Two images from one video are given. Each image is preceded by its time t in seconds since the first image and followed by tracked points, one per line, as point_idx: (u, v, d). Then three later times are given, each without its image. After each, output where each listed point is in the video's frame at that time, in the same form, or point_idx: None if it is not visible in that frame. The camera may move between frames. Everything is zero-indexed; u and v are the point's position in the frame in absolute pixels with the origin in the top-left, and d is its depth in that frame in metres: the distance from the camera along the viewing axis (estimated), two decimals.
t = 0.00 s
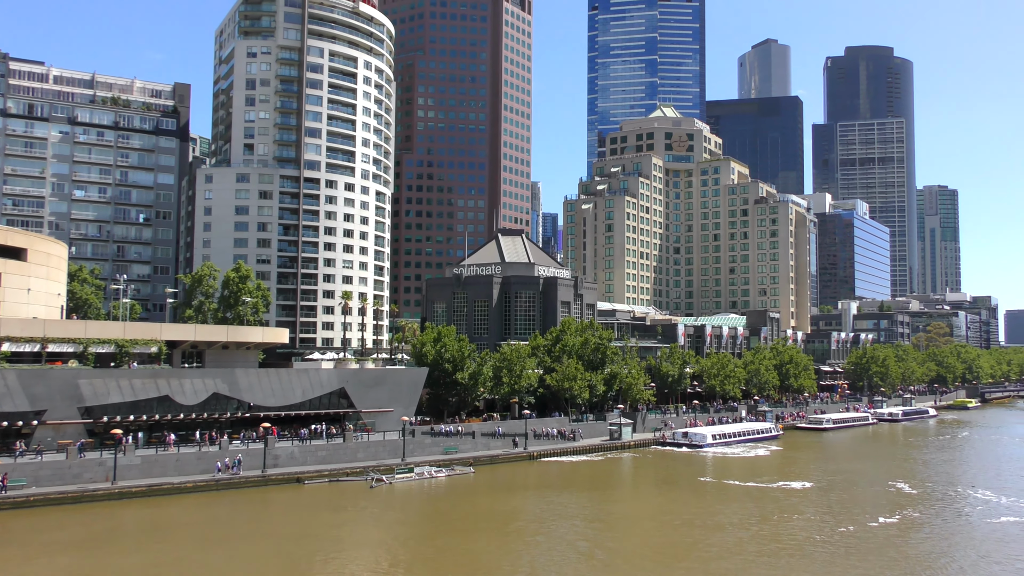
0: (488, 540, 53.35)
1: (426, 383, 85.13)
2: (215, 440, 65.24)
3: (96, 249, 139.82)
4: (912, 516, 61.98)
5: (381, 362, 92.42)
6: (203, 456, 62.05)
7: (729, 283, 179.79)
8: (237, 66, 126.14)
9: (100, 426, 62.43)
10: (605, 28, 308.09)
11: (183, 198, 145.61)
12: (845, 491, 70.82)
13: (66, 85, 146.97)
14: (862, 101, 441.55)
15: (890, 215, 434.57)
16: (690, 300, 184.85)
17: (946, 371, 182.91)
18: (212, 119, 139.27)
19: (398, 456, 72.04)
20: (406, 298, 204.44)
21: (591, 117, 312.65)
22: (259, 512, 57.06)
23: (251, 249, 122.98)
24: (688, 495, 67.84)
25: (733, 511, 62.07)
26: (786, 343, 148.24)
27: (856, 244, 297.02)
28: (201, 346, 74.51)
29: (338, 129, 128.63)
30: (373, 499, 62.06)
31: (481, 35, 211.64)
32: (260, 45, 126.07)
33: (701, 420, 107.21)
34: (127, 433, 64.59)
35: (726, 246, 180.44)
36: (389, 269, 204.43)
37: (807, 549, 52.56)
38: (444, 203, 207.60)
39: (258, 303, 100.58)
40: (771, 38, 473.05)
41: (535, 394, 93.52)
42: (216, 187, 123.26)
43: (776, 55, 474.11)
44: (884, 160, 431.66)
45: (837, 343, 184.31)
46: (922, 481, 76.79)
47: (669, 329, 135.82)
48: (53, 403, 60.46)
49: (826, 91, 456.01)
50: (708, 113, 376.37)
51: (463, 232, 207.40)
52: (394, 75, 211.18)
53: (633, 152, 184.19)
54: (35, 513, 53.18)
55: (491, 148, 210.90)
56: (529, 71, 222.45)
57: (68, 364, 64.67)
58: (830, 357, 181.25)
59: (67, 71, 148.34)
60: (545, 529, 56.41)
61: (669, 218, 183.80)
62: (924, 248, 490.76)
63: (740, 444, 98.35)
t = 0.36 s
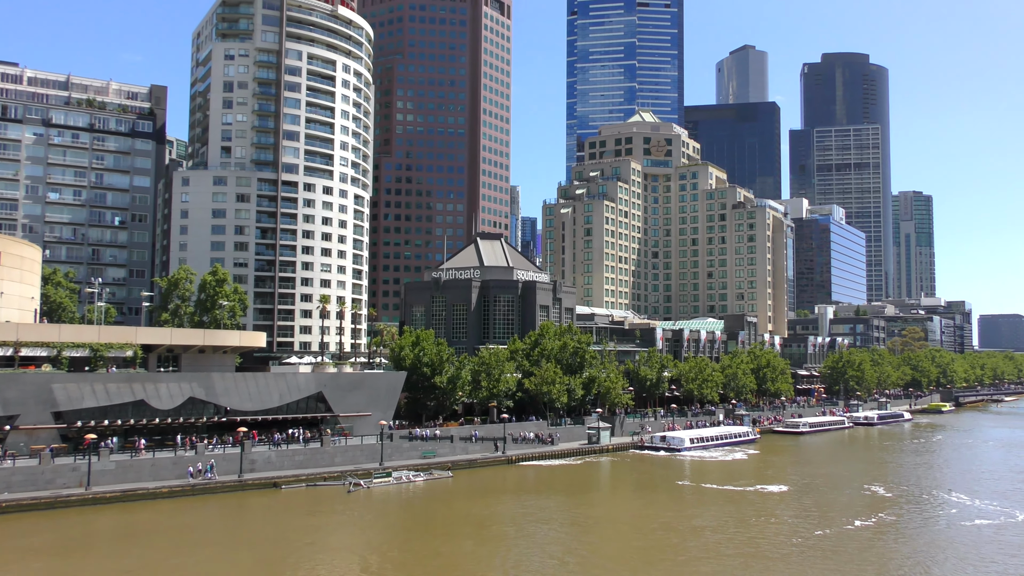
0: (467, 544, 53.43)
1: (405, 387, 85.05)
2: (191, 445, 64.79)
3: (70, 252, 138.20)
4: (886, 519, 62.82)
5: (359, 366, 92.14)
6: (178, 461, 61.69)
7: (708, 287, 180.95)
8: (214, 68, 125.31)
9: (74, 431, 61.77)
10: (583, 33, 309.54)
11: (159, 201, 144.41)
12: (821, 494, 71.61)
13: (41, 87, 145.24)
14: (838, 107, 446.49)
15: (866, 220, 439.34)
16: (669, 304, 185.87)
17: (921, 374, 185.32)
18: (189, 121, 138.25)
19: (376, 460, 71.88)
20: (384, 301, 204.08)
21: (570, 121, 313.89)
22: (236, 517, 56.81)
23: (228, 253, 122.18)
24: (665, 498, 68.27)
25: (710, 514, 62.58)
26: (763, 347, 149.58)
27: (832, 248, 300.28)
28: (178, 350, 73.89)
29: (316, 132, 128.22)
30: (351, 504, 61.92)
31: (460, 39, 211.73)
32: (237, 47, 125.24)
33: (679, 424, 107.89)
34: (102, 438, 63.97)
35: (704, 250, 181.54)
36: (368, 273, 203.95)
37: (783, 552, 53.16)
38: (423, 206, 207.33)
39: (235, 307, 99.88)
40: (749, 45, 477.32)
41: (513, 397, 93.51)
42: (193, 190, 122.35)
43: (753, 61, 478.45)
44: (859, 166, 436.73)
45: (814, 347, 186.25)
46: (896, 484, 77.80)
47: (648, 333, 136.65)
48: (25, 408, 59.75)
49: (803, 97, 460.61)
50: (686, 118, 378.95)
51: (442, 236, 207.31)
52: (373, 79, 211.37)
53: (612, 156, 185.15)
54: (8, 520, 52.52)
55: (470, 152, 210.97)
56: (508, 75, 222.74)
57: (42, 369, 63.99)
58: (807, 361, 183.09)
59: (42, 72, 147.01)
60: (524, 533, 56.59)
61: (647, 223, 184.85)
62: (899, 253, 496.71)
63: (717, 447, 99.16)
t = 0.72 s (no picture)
0: (445, 548, 53.49)
1: (383, 391, 84.92)
2: (166, 450, 64.25)
3: (44, 254, 136.37)
4: (862, 522, 63.61)
5: (337, 369, 91.76)
6: (152, 465, 61.03)
7: (686, 291, 182.03)
8: (191, 70, 124.62)
9: (48, 436, 61.06)
10: (562, 37, 310.50)
11: (135, 203, 143.07)
12: (798, 497, 72.31)
13: (15, 88, 143.60)
14: (814, 113, 451.19)
15: (843, 225, 444.02)
16: (647, 308, 186.65)
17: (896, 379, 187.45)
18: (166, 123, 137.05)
19: (354, 464, 71.69)
20: (363, 305, 203.43)
21: (549, 126, 314.69)
22: (211, 522, 56.39)
23: (205, 256, 121.24)
24: (643, 502, 68.60)
25: (688, 517, 63.06)
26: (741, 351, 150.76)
27: (809, 253, 303.14)
28: (154, 354, 73.17)
29: (294, 135, 127.64)
30: (329, 508, 61.70)
31: (440, 42, 211.79)
32: (215, 50, 124.42)
33: (657, 428, 108.40)
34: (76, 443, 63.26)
35: (682, 254, 182.75)
36: (346, 276, 203.14)
37: (760, 554, 53.72)
38: (402, 210, 206.99)
39: (212, 310, 99.18)
40: (727, 50, 481.24)
41: (492, 402, 93.43)
42: (169, 193, 121.36)
43: (731, 67, 482.47)
44: (836, 171, 441.43)
45: (791, 351, 187.97)
46: (871, 487, 78.76)
47: (626, 337, 137.11)
48: None
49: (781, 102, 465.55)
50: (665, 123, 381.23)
51: (420, 239, 206.96)
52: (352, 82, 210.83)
53: (591, 161, 186.10)
54: None
55: (449, 155, 210.93)
56: (487, 79, 222.94)
57: (14, 373, 63.36)
58: (784, 365, 184.75)
59: (16, 73, 145.28)
60: (502, 537, 56.71)
61: (626, 227, 185.73)
62: (875, 258, 502.31)
63: (694, 451, 99.79)
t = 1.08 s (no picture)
0: (424, 552, 53.45)
1: (361, 395, 84.66)
2: (142, 454, 63.65)
3: (18, 257, 134.55)
4: (839, 525, 64.30)
5: (315, 373, 91.28)
6: (126, 470, 60.35)
7: (664, 295, 182.93)
8: (168, 72, 123.27)
9: (21, 440, 60.73)
10: (542, 41, 311.24)
11: (111, 205, 141.58)
12: (775, 500, 72.87)
13: None
14: (792, 119, 455.52)
15: (819, 230, 448.47)
16: (626, 312, 187.42)
17: (872, 382, 189.55)
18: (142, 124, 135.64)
19: (332, 468, 71.37)
20: (341, 308, 202.68)
21: (528, 129, 315.10)
22: (187, 526, 55.97)
23: (182, 259, 120.27)
24: (621, 505, 68.89)
25: (667, 521, 63.43)
26: (718, 355, 151.89)
27: (786, 258, 305.96)
28: (129, 358, 72.30)
29: (272, 137, 127.18)
30: (306, 513, 61.40)
31: (419, 45, 211.56)
32: (192, 51, 123.39)
33: (636, 432, 108.85)
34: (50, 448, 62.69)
35: (660, 259, 183.71)
36: (324, 279, 202.33)
37: (737, 557, 54.21)
38: (381, 213, 206.46)
39: (188, 314, 98.30)
40: (705, 56, 484.47)
41: (470, 405, 93.38)
42: (145, 195, 120.33)
43: (709, 72, 486.04)
44: (813, 177, 445.67)
45: (768, 355, 189.59)
46: (847, 491, 79.58)
47: (605, 340, 137.68)
48: None
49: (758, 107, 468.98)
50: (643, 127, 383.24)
51: (399, 243, 206.46)
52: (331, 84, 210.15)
53: (570, 164, 187.02)
54: None
55: (428, 158, 210.73)
56: (467, 82, 222.99)
57: None
58: (761, 369, 186.28)
59: None
60: (480, 540, 56.75)
61: (605, 231, 186.49)
62: (851, 262, 507.60)
63: (673, 455, 100.27)
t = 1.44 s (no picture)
0: (404, 556, 53.44)
1: (339, 399, 84.36)
2: (118, 459, 63.06)
3: None
4: (815, 528, 65.00)
5: (293, 377, 90.81)
6: (100, 474, 59.74)
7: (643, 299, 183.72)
8: (145, 73, 121.95)
9: None
10: (521, 45, 311.84)
11: (86, 207, 140.05)
12: (753, 504, 73.39)
13: None
14: (769, 125, 459.73)
15: (796, 235, 452.70)
16: (604, 315, 188.10)
17: (848, 386, 191.59)
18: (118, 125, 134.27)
19: (310, 472, 70.94)
20: (319, 311, 201.76)
21: (508, 133, 315.25)
22: (162, 531, 55.46)
23: (158, 261, 119.20)
24: (599, 509, 69.19)
25: (645, 524, 63.84)
26: (696, 358, 152.92)
27: (763, 262, 308.61)
28: (104, 361, 71.51)
29: (250, 139, 126.38)
30: (284, 517, 61.13)
31: (399, 49, 211.34)
32: (170, 52, 122.41)
33: (614, 435, 109.30)
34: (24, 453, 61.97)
35: (639, 263, 184.66)
36: (303, 282, 201.44)
37: (716, 560, 54.67)
38: (360, 216, 205.86)
39: (165, 316, 97.51)
40: (684, 61, 487.76)
41: (449, 409, 93.48)
42: (122, 197, 119.23)
43: (688, 77, 489.61)
44: (790, 182, 449.83)
45: (746, 359, 191.10)
46: (823, 494, 80.39)
47: (583, 344, 138.25)
48: None
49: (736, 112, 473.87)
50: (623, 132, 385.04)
51: (378, 246, 205.87)
52: (310, 87, 209.54)
53: (549, 168, 187.69)
54: None
55: (408, 162, 210.49)
56: (446, 85, 222.95)
57: None
58: (739, 372, 187.71)
59: None
60: (460, 544, 56.83)
61: (584, 235, 187.16)
62: (828, 267, 512.65)
63: (651, 459, 100.85)
